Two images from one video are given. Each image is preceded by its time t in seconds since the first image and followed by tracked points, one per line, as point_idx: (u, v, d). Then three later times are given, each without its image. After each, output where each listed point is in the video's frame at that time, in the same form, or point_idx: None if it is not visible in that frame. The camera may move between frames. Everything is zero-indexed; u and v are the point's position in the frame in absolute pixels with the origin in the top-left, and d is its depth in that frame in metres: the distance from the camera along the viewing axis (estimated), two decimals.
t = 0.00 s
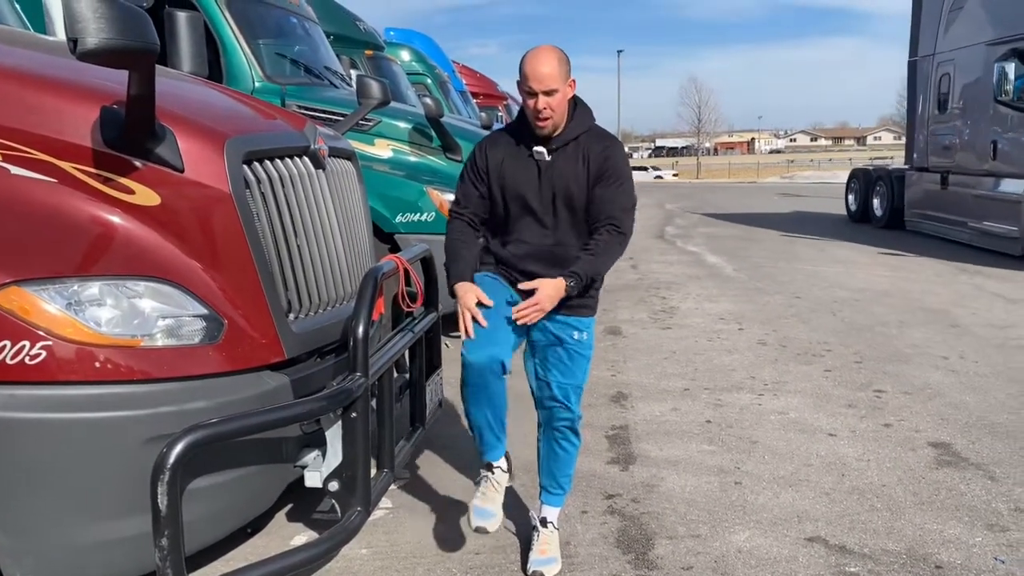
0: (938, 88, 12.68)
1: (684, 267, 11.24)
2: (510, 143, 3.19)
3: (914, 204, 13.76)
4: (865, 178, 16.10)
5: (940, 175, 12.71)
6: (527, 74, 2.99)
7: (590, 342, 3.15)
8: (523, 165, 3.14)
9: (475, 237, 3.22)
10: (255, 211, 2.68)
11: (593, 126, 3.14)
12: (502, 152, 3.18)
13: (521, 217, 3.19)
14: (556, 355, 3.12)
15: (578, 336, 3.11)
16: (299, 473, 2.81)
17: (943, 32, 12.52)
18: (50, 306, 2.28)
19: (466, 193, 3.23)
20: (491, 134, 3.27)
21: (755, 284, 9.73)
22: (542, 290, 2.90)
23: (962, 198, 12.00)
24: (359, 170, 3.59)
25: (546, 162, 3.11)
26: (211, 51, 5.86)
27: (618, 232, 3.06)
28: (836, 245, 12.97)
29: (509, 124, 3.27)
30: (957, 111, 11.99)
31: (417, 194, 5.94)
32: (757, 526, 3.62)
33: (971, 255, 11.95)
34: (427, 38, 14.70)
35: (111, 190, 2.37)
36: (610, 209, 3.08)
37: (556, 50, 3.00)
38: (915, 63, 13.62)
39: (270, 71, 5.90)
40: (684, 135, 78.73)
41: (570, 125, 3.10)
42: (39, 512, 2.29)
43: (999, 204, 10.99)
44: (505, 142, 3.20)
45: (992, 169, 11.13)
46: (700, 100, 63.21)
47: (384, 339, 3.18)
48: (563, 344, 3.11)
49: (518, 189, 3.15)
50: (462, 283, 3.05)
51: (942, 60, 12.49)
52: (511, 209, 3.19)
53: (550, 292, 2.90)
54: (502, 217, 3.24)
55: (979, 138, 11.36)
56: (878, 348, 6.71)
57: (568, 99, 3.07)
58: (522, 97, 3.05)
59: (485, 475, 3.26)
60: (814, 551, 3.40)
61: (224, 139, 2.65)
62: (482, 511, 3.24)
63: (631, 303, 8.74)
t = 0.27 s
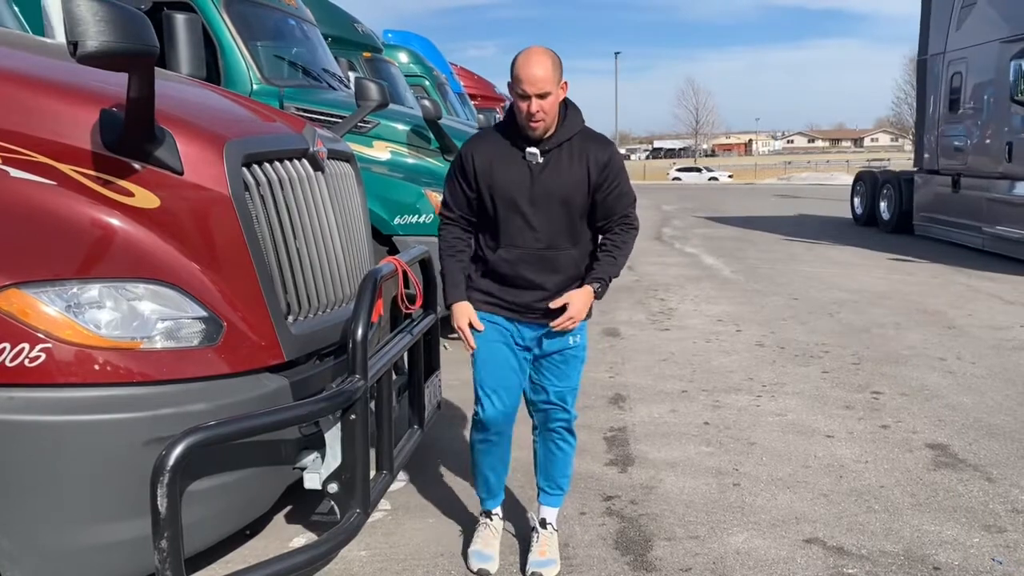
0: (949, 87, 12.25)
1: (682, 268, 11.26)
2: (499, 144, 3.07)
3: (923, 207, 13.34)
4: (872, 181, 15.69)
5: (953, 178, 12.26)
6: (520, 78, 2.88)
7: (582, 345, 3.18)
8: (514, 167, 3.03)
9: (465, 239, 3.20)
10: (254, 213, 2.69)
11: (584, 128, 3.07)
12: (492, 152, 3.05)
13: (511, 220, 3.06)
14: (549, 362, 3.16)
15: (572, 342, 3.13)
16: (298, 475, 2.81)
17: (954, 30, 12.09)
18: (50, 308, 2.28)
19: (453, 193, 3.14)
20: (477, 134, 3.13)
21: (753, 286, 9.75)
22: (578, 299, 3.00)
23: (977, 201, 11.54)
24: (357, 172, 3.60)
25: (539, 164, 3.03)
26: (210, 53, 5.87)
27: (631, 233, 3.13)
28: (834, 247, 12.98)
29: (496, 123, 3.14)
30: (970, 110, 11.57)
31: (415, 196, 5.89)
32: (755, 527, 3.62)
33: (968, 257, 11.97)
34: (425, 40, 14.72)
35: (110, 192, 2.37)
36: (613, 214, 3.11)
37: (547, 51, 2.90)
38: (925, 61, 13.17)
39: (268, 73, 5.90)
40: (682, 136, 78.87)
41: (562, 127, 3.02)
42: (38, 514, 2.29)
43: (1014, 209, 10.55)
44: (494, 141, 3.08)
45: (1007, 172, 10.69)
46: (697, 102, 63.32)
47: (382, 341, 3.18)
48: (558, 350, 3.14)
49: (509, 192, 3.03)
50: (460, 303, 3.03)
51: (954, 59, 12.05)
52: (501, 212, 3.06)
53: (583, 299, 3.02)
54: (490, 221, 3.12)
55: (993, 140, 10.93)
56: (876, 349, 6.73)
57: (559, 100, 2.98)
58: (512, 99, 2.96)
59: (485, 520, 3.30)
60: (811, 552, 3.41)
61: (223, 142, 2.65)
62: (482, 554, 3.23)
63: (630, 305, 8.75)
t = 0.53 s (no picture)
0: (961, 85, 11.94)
1: (681, 269, 11.27)
2: (478, 145, 3.07)
3: (935, 210, 13.02)
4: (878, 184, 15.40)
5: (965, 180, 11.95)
6: (500, 80, 2.89)
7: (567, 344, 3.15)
8: (492, 168, 3.03)
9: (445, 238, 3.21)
10: (254, 215, 2.70)
11: (564, 131, 3.06)
12: (470, 153, 3.06)
13: (489, 221, 3.05)
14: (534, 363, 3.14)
15: (556, 342, 3.10)
16: (298, 476, 2.82)
17: (965, 27, 11.80)
18: (51, 309, 2.28)
19: (433, 193, 3.17)
20: (457, 135, 3.14)
21: (751, 287, 9.76)
22: (554, 301, 2.95)
23: (989, 204, 11.25)
24: (357, 173, 3.60)
25: (517, 166, 3.02)
26: (208, 55, 5.87)
27: (608, 236, 3.10)
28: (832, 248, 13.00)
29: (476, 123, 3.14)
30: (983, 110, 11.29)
31: (413, 198, 6.00)
32: (754, 528, 3.63)
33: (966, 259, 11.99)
34: (423, 41, 14.74)
35: (111, 194, 2.38)
36: (591, 218, 3.09)
37: (527, 54, 2.91)
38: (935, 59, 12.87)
39: (266, 74, 5.90)
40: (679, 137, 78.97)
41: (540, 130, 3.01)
42: (39, 515, 2.29)
43: None
44: (474, 142, 3.08)
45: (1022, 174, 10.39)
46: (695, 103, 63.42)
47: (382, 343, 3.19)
48: (542, 351, 3.12)
49: (487, 194, 3.03)
50: (434, 305, 3.03)
51: (965, 57, 11.77)
52: (479, 214, 3.06)
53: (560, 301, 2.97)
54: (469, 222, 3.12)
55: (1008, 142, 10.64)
56: (873, 350, 6.75)
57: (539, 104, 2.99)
58: (492, 103, 2.96)
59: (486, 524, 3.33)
60: (810, 553, 3.42)
61: (223, 144, 2.66)
62: (481, 552, 3.25)
63: (628, 306, 8.76)
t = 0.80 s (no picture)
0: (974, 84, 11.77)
1: (679, 271, 11.28)
2: (453, 149, 3.09)
3: (946, 214, 12.79)
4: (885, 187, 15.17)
5: (979, 182, 11.71)
6: (471, 82, 2.93)
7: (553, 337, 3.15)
8: (467, 170, 3.05)
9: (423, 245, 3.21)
10: (254, 216, 2.70)
11: (536, 131, 3.08)
12: (445, 157, 3.08)
13: (466, 224, 3.07)
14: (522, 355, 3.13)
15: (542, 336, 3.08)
16: (298, 477, 2.83)
17: (978, 24, 11.64)
18: (51, 311, 2.29)
19: (409, 201, 3.19)
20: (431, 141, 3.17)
21: (749, 289, 9.77)
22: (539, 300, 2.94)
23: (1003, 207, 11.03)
24: (357, 175, 3.61)
25: (491, 167, 3.04)
26: (207, 56, 5.88)
27: (585, 232, 3.09)
28: (830, 250, 13.02)
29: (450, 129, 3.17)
30: (998, 110, 11.12)
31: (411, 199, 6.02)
32: (753, 529, 3.64)
33: (963, 260, 12.02)
34: (422, 42, 14.74)
35: (111, 196, 2.38)
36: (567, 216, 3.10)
37: (497, 56, 2.95)
38: (947, 59, 12.68)
39: (265, 76, 5.91)
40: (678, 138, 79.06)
41: (513, 131, 3.04)
42: (39, 517, 2.29)
43: None
44: (449, 147, 3.11)
45: None
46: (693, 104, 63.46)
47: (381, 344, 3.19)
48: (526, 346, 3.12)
49: (463, 196, 3.05)
50: (412, 305, 3.02)
51: (979, 55, 11.58)
52: (456, 217, 3.08)
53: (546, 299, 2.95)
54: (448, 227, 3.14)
55: None
56: (871, 351, 6.76)
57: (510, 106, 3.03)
58: (465, 105, 3.00)
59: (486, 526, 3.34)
60: (809, 554, 3.43)
61: (223, 145, 2.66)
62: (481, 556, 3.26)
63: (627, 307, 8.78)
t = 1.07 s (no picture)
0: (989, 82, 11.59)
1: (678, 273, 11.29)
2: (446, 151, 3.13)
3: (958, 218, 12.53)
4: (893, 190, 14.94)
5: (994, 185, 11.46)
6: (466, 83, 2.98)
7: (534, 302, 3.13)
8: (461, 173, 3.10)
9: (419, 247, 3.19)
10: (254, 218, 2.70)
11: (527, 135, 3.14)
12: (439, 160, 3.13)
13: (461, 225, 3.12)
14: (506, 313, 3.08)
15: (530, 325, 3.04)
16: (297, 480, 2.83)
17: (993, 22, 11.47)
18: (51, 313, 2.29)
19: (403, 203, 3.19)
20: (423, 145, 3.21)
21: (748, 291, 9.78)
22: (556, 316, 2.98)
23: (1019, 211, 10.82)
24: (356, 177, 3.61)
25: (485, 170, 3.09)
26: (207, 59, 5.88)
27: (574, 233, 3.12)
28: (829, 252, 13.03)
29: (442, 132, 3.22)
30: (1014, 110, 10.95)
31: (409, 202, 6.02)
32: (752, 531, 3.64)
33: (962, 262, 12.03)
34: (420, 44, 14.73)
35: (110, 199, 2.39)
36: (556, 217, 3.12)
37: (492, 59, 3.00)
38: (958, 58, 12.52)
39: (265, 78, 5.91)
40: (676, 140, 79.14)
41: (506, 134, 3.10)
42: (39, 520, 2.29)
43: None
44: (442, 149, 3.15)
45: None
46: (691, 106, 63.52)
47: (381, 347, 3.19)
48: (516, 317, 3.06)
49: (458, 198, 3.10)
50: (425, 295, 3.02)
51: (994, 53, 11.41)
52: (451, 219, 3.13)
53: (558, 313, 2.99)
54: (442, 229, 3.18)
55: None
56: (871, 353, 6.77)
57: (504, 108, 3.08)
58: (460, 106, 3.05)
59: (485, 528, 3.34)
60: (808, 555, 3.43)
61: (222, 148, 2.67)
62: (480, 557, 3.27)
63: (626, 309, 8.78)
